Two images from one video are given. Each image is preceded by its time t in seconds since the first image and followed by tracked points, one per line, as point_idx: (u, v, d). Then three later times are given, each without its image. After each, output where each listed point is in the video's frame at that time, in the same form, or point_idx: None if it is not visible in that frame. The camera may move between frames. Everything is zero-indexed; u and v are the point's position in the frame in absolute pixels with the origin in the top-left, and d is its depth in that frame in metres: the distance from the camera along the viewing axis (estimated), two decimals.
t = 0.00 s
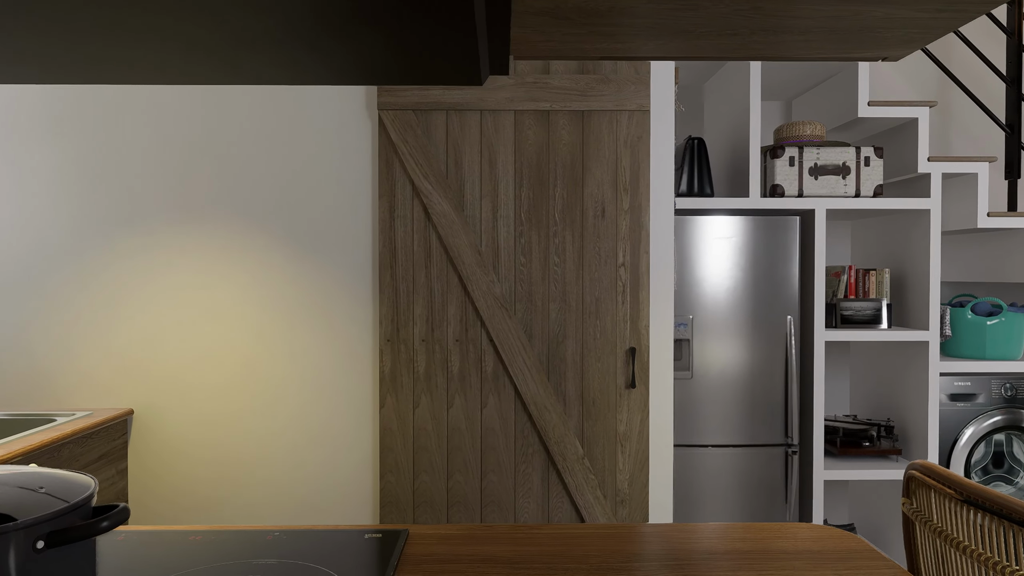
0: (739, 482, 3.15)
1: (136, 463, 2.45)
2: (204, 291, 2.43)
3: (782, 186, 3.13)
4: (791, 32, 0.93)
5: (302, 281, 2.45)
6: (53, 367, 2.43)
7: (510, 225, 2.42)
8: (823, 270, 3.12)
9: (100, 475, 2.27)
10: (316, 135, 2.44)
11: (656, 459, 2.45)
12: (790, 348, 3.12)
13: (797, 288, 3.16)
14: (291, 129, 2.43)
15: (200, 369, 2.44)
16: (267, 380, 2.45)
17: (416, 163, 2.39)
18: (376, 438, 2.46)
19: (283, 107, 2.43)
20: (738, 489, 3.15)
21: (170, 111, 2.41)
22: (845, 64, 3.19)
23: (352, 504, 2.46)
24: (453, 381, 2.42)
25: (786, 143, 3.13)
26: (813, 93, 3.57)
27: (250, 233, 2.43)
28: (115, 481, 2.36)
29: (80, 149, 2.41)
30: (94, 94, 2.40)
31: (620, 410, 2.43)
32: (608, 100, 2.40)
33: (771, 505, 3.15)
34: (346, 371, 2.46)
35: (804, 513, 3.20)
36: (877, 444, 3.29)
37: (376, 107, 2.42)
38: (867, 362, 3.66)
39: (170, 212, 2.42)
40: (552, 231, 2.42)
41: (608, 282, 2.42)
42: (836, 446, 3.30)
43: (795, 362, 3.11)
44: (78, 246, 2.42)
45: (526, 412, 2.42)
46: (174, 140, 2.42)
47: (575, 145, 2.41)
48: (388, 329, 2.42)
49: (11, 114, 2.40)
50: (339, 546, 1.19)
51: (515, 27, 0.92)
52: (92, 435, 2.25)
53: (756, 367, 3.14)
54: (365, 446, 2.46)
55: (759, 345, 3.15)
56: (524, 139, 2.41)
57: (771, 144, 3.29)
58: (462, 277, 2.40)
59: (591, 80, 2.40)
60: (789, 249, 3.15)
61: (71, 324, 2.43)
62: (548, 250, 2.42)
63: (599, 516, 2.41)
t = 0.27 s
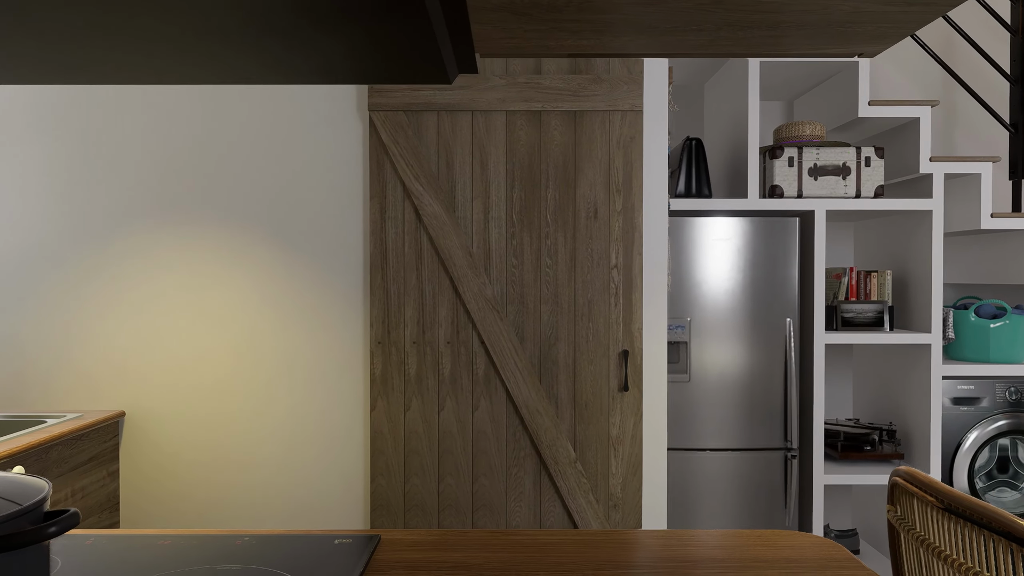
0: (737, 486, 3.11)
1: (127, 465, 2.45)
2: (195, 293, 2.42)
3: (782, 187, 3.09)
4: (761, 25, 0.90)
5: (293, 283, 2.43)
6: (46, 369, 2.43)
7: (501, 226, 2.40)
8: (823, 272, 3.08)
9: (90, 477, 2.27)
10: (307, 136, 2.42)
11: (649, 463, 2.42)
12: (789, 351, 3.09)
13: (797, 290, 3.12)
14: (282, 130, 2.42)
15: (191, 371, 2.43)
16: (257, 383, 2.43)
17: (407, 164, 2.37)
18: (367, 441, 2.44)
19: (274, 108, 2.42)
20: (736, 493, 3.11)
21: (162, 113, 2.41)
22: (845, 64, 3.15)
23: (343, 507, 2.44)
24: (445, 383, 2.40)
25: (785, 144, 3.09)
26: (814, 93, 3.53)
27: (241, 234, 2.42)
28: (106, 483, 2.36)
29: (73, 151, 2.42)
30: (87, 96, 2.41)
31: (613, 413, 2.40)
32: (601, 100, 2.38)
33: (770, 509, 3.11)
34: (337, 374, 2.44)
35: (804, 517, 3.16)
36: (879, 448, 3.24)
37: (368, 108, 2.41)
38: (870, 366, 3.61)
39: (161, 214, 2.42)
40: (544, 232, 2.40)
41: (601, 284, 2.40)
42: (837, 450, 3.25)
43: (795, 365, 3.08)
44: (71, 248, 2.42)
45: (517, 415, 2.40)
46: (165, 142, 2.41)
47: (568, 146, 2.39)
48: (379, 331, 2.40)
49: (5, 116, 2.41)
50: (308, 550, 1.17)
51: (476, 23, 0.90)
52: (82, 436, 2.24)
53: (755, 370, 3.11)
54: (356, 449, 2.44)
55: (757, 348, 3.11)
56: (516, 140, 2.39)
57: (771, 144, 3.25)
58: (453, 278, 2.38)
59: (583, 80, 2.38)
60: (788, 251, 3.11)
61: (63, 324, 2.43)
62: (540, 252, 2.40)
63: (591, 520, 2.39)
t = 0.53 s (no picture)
0: (739, 490, 3.07)
1: (122, 467, 2.45)
2: (189, 294, 2.42)
3: (783, 187, 3.05)
4: (729, 19, 0.88)
5: (287, 284, 2.43)
6: (42, 369, 2.44)
7: (495, 227, 2.38)
8: (825, 274, 3.03)
9: (83, 479, 2.27)
10: (300, 138, 2.42)
11: (645, 467, 2.39)
12: (791, 354, 3.04)
13: (799, 292, 3.08)
14: (276, 132, 2.42)
15: (184, 373, 2.42)
16: (250, 385, 2.42)
17: (400, 166, 2.36)
18: (360, 443, 2.42)
19: (267, 109, 2.41)
20: (738, 497, 3.07)
21: (156, 116, 2.41)
22: (848, 63, 3.11)
23: (336, 511, 2.43)
24: (438, 386, 2.39)
25: (786, 144, 3.05)
26: (818, 93, 3.49)
27: (234, 236, 2.42)
28: (99, 485, 2.36)
29: (70, 153, 2.43)
30: (83, 99, 2.42)
31: (608, 417, 2.37)
32: (595, 100, 2.36)
33: (772, 514, 3.07)
34: (330, 376, 2.43)
35: (806, 523, 3.11)
36: (883, 452, 3.21)
37: (360, 109, 2.40)
38: (877, 369, 3.56)
39: (155, 216, 2.42)
40: (538, 233, 2.37)
41: (596, 286, 2.37)
42: (841, 455, 3.20)
43: (797, 368, 3.03)
44: (66, 249, 2.43)
45: (511, 417, 2.38)
46: (160, 144, 2.42)
47: (562, 147, 2.37)
48: (372, 333, 2.39)
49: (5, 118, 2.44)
50: (280, 555, 1.16)
51: (436, 19, 0.89)
52: (75, 437, 2.24)
53: (756, 373, 3.07)
54: (350, 452, 2.42)
55: (759, 350, 3.07)
56: (510, 140, 2.37)
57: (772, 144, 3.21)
58: (447, 280, 2.37)
59: (577, 80, 2.35)
60: (790, 252, 3.07)
61: (59, 325, 2.44)
62: (534, 253, 2.37)
63: (586, 525, 2.36)
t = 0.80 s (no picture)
0: (743, 494, 3.03)
1: (119, 468, 2.46)
2: (185, 296, 2.42)
3: (788, 188, 3.01)
4: (701, 12, 0.85)
5: (283, 286, 2.42)
6: (42, 369, 2.46)
7: (492, 228, 2.36)
8: (831, 275, 2.98)
9: (80, 480, 2.27)
10: (296, 139, 2.41)
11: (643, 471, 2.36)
12: (796, 357, 3.00)
13: (804, 294, 3.03)
14: (272, 133, 2.41)
15: (181, 374, 2.43)
16: (247, 386, 2.42)
17: (396, 167, 2.35)
18: (356, 446, 2.41)
19: (263, 110, 2.41)
20: (741, 502, 3.03)
21: (154, 117, 2.42)
22: (853, 61, 3.07)
23: (332, 514, 2.42)
24: (434, 389, 2.37)
25: (789, 144, 3.02)
26: (824, 92, 3.44)
27: (231, 237, 2.42)
28: (97, 486, 2.37)
29: (68, 155, 2.44)
30: (82, 101, 2.43)
31: (605, 420, 2.35)
32: (592, 100, 2.33)
33: (777, 519, 3.02)
34: (326, 378, 2.42)
35: (812, 528, 3.06)
36: (891, 458, 3.15)
37: (357, 110, 2.39)
38: (885, 372, 3.50)
39: (152, 218, 2.42)
40: (535, 235, 2.35)
41: (593, 287, 2.35)
42: (847, 460, 3.14)
43: (802, 371, 2.98)
44: (65, 251, 2.44)
45: (508, 420, 2.36)
46: (157, 146, 2.42)
47: (559, 147, 2.35)
48: (368, 335, 2.38)
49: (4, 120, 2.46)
50: (254, 558, 1.14)
51: (401, 14, 0.87)
52: (71, 439, 2.25)
53: (760, 376, 3.03)
54: (346, 455, 2.41)
55: (763, 353, 3.03)
56: (506, 141, 2.35)
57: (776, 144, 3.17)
58: (443, 282, 2.35)
59: (574, 79, 2.33)
60: (794, 253, 3.02)
61: (58, 325, 2.45)
62: (531, 255, 2.35)
63: (583, 530, 2.33)
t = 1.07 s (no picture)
0: (748, 499, 2.99)
1: (119, 469, 2.47)
2: (184, 298, 2.43)
3: (794, 188, 2.96)
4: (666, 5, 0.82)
5: (279, 287, 2.41)
6: (43, 369, 2.48)
7: (489, 230, 2.34)
8: (838, 277, 2.93)
9: (78, 481, 2.28)
10: (293, 140, 2.40)
11: (642, 476, 2.32)
12: (802, 360, 2.95)
13: (811, 296, 2.98)
14: (269, 134, 2.40)
15: (179, 376, 2.43)
16: (245, 388, 2.42)
17: (392, 168, 2.33)
18: (353, 448, 2.40)
19: (260, 112, 2.40)
20: (747, 507, 2.99)
21: (152, 120, 2.43)
22: (862, 58, 3.01)
23: (329, 517, 2.41)
24: (431, 391, 2.35)
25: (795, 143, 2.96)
26: (834, 90, 3.39)
27: (229, 239, 2.42)
28: (96, 487, 2.38)
29: (69, 157, 2.46)
30: (82, 104, 2.45)
31: (604, 424, 2.32)
32: (590, 99, 2.30)
33: (783, 525, 2.97)
34: (322, 380, 2.40)
35: (819, 535, 3.01)
36: (900, 463, 3.08)
37: (353, 111, 2.38)
38: (896, 376, 3.43)
39: (150, 220, 2.43)
40: (532, 236, 2.33)
41: (591, 289, 2.32)
42: (855, 465, 3.08)
43: (808, 375, 2.93)
44: (66, 253, 2.46)
45: (504, 423, 2.33)
46: (155, 148, 2.43)
47: (557, 148, 2.32)
48: (365, 337, 2.36)
49: (7, 123, 2.48)
50: (225, 563, 1.13)
51: (360, 11, 0.85)
52: (69, 440, 2.26)
53: (766, 379, 2.98)
54: (342, 458, 2.40)
55: (769, 355, 2.98)
56: (503, 142, 2.33)
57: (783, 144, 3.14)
58: (439, 284, 2.33)
59: (571, 79, 2.30)
60: (800, 254, 2.97)
61: (60, 325, 2.47)
62: (528, 256, 2.33)
63: (581, 535, 2.30)
